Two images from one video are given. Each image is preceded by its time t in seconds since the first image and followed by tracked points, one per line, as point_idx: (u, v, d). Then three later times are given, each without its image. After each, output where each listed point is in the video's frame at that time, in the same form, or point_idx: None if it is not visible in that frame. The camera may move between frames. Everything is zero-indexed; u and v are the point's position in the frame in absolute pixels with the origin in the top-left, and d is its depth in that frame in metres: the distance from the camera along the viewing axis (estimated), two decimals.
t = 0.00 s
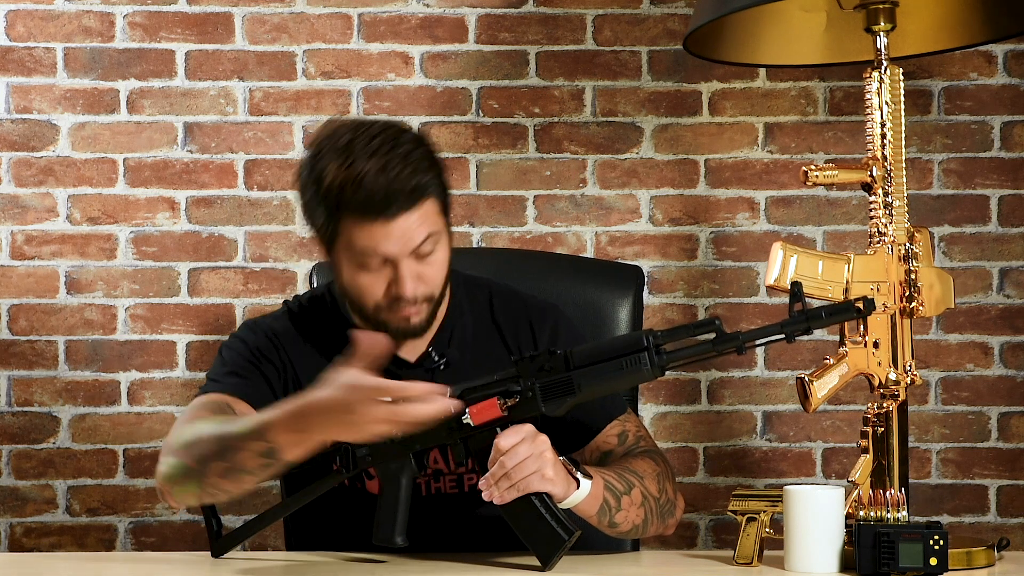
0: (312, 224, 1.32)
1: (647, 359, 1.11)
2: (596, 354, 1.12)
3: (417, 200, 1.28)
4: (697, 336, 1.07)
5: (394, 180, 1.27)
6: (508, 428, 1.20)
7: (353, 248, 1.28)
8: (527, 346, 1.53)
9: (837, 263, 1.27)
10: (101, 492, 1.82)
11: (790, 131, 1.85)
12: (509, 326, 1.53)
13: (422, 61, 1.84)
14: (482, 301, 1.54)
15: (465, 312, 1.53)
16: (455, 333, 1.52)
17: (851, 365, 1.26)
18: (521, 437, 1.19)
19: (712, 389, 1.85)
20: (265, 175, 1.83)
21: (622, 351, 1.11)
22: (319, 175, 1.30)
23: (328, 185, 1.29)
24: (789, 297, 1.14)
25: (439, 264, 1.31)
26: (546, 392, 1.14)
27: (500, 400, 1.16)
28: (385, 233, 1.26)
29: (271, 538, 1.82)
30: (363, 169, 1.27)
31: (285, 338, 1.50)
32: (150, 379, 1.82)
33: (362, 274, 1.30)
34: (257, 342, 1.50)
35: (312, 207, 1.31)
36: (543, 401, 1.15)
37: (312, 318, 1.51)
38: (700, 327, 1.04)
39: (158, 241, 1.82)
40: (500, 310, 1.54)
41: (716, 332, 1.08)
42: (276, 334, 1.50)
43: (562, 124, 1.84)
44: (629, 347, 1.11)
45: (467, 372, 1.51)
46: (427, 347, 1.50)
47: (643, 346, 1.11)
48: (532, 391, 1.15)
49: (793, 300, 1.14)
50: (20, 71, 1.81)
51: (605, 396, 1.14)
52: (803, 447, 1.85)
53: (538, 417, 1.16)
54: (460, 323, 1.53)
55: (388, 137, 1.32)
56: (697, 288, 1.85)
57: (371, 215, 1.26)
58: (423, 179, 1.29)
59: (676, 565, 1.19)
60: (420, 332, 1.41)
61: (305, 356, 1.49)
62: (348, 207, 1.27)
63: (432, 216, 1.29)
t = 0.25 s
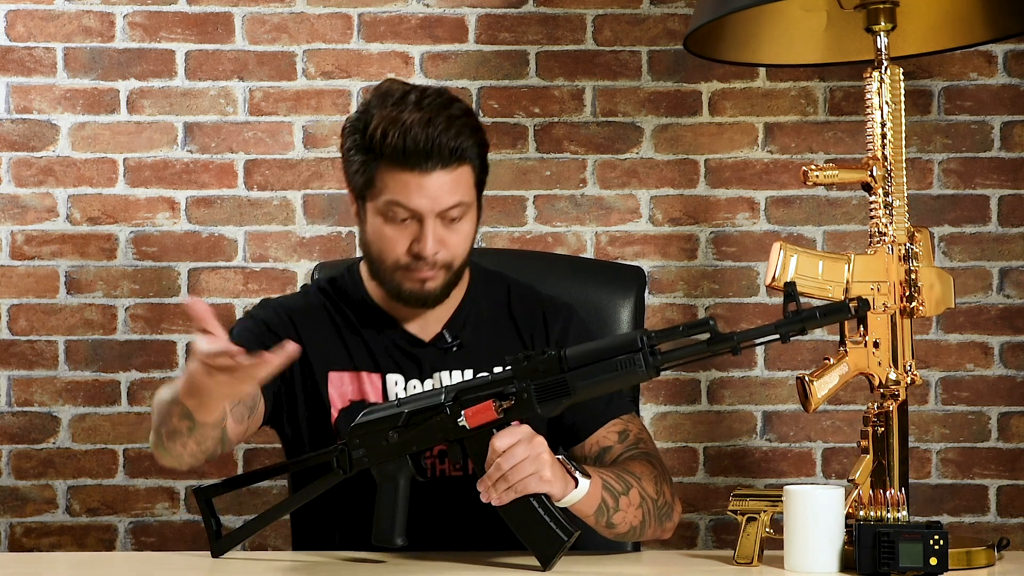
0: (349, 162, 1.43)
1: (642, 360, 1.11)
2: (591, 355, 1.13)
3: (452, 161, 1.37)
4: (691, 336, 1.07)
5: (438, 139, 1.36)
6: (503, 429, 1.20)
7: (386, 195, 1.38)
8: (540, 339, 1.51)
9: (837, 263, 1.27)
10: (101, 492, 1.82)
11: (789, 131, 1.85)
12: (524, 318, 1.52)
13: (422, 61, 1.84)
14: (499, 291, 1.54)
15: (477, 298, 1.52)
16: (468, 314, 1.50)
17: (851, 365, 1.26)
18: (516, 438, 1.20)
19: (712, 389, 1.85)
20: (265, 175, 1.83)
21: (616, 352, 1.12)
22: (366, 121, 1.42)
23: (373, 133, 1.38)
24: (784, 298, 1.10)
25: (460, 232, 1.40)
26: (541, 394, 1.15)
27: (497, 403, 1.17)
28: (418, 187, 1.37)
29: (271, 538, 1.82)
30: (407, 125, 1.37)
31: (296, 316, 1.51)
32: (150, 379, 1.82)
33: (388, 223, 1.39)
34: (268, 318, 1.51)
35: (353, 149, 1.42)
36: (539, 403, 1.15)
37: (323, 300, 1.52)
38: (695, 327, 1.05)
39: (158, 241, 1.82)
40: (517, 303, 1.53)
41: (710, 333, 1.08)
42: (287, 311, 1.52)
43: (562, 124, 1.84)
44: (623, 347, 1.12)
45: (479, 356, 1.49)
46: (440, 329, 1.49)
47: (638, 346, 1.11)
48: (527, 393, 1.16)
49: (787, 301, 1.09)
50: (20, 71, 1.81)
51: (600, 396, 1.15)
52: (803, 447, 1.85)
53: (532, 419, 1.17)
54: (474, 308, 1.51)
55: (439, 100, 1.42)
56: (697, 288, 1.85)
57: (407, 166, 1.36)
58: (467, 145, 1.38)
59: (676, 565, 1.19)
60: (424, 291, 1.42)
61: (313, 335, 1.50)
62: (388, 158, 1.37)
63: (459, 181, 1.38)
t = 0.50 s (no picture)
0: (360, 148, 1.43)
1: (641, 360, 1.11)
2: (591, 355, 1.13)
3: (460, 143, 1.37)
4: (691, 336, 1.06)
5: (446, 121, 1.36)
6: (503, 430, 1.20)
7: (395, 178, 1.37)
8: (549, 335, 1.50)
9: (837, 263, 1.27)
10: (101, 492, 1.82)
11: (789, 131, 1.85)
12: (534, 313, 1.51)
13: (422, 61, 1.84)
14: (509, 287, 1.54)
15: (485, 294, 1.51)
16: (478, 307, 1.50)
17: (851, 365, 1.26)
18: (515, 439, 1.19)
19: (712, 389, 1.85)
20: (265, 175, 1.83)
21: (616, 352, 1.12)
22: (375, 106, 1.42)
23: (383, 116, 1.39)
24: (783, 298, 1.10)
25: (469, 217, 1.39)
26: (541, 394, 1.15)
27: (497, 402, 1.17)
28: (427, 169, 1.36)
29: (271, 538, 1.82)
30: (415, 107, 1.37)
31: (307, 306, 1.50)
32: (150, 379, 1.82)
33: (398, 207, 1.39)
34: (277, 307, 1.50)
35: (363, 135, 1.42)
36: (538, 403, 1.15)
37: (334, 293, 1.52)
38: (695, 327, 1.04)
39: (158, 241, 1.82)
40: (527, 298, 1.53)
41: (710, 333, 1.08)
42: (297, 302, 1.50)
43: (562, 124, 1.84)
44: (622, 347, 1.12)
45: (489, 349, 1.48)
46: (450, 319, 1.48)
47: (637, 346, 1.11)
48: (526, 393, 1.16)
49: (786, 300, 1.09)
50: (20, 71, 1.81)
51: (599, 395, 1.15)
52: (803, 447, 1.85)
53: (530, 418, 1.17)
54: (486, 301, 1.51)
55: (447, 85, 1.43)
56: (697, 288, 1.85)
57: (416, 147, 1.36)
58: (474, 128, 1.39)
59: (676, 565, 1.19)
60: (436, 278, 1.41)
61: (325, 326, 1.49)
62: (397, 139, 1.37)
63: (467, 163, 1.37)
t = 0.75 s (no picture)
0: (364, 148, 1.44)
1: (641, 360, 1.11)
2: (591, 355, 1.13)
3: (463, 139, 1.38)
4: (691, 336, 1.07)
5: (449, 118, 1.37)
6: (504, 431, 1.21)
7: (400, 176, 1.38)
8: (552, 333, 1.51)
9: (837, 262, 1.27)
10: (101, 492, 1.82)
11: (789, 131, 1.85)
12: (537, 311, 1.52)
13: (422, 61, 1.84)
14: (514, 286, 1.54)
15: (489, 292, 1.52)
16: (483, 305, 1.51)
17: (850, 365, 1.26)
18: (515, 440, 1.20)
19: (712, 389, 1.85)
20: (265, 175, 1.83)
21: (616, 352, 1.12)
22: (378, 105, 1.43)
23: (386, 114, 1.40)
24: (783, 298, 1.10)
25: (474, 214, 1.39)
26: (541, 394, 1.15)
27: (497, 402, 1.17)
28: (431, 166, 1.37)
29: (271, 538, 1.82)
30: (419, 105, 1.38)
31: (314, 307, 1.51)
32: (151, 379, 1.82)
33: (404, 205, 1.39)
34: (284, 310, 1.52)
35: (367, 134, 1.43)
36: (538, 403, 1.15)
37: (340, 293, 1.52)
38: (694, 327, 1.04)
39: (158, 241, 1.82)
40: (531, 297, 1.53)
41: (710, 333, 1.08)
42: (304, 303, 1.52)
43: (562, 124, 1.84)
44: (622, 347, 1.12)
45: (492, 348, 1.49)
46: (455, 319, 1.49)
47: (637, 346, 1.11)
48: (527, 393, 1.16)
49: (786, 300, 1.09)
50: (20, 70, 1.81)
51: (599, 396, 1.15)
52: (803, 447, 1.85)
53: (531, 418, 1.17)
54: (491, 300, 1.52)
55: (450, 84, 1.44)
56: (697, 288, 1.85)
57: (420, 145, 1.37)
58: (478, 124, 1.40)
59: (676, 565, 1.19)
60: (442, 276, 1.41)
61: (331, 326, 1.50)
62: (401, 137, 1.38)
63: (471, 160, 1.38)
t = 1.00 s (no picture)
0: (357, 159, 1.42)
1: (641, 360, 1.11)
2: (590, 355, 1.13)
3: (457, 144, 1.35)
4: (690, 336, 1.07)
5: (441, 123, 1.35)
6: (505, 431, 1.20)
7: (394, 185, 1.36)
8: (554, 337, 1.49)
9: (837, 263, 1.27)
10: (101, 492, 1.82)
11: (789, 131, 1.85)
12: (539, 314, 1.51)
13: (422, 61, 1.84)
14: (515, 289, 1.53)
15: (489, 296, 1.50)
16: (485, 310, 1.49)
17: (851, 365, 1.26)
18: (515, 442, 1.19)
19: (712, 389, 1.85)
20: (265, 175, 1.83)
21: (615, 352, 1.12)
22: (369, 115, 1.42)
23: (378, 123, 1.38)
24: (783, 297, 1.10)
25: (472, 218, 1.37)
26: (541, 393, 1.16)
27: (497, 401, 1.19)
28: (425, 173, 1.35)
29: (271, 538, 1.82)
30: (411, 113, 1.36)
31: (321, 312, 1.49)
32: (151, 379, 1.82)
33: (401, 215, 1.37)
34: (292, 315, 1.48)
35: (359, 144, 1.42)
36: (539, 403, 1.17)
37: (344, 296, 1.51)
38: (694, 327, 1.04)
39: (158, 241, 1.82)
40: (532, 300, 1.52)
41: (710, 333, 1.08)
42: (311, 308, 1.49)
43: (562, 124, 1.84)
44: (622, 347, 1.12)
45: (495, 353, 1.47)
46: (457, 325, 1.47)
47: (637, 346, 1.12)
48: (527, 393, 1.17)
49: (786, 300, 1.10)
50: (20, 71, 1.81)
51: (599, 396, 1.15)
52: (803, 447, 1.85)
53: (534, 417, 1.18)
54: (492, 305, 1.50)
55: (441, 89, 1.42)
56: (697, 288, 1.85)
57: (413, 152, 1.35)
58: (470, 128, 1.37)
59: (676, 565, 1.19)
60: (443, 282, 1.38)
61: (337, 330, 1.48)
62: (393, 145, 1.36)
63: (465, 164, 1.36)
